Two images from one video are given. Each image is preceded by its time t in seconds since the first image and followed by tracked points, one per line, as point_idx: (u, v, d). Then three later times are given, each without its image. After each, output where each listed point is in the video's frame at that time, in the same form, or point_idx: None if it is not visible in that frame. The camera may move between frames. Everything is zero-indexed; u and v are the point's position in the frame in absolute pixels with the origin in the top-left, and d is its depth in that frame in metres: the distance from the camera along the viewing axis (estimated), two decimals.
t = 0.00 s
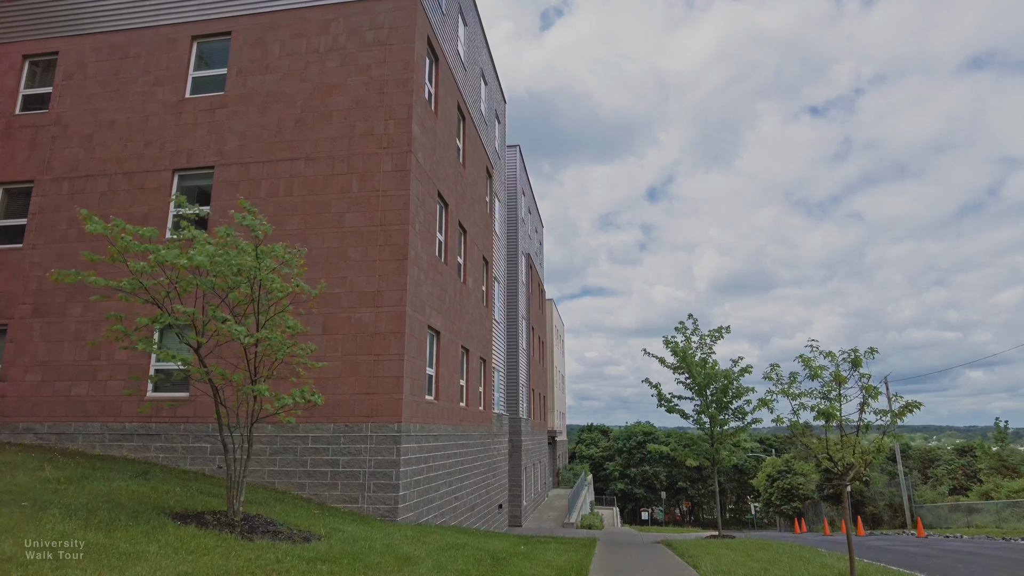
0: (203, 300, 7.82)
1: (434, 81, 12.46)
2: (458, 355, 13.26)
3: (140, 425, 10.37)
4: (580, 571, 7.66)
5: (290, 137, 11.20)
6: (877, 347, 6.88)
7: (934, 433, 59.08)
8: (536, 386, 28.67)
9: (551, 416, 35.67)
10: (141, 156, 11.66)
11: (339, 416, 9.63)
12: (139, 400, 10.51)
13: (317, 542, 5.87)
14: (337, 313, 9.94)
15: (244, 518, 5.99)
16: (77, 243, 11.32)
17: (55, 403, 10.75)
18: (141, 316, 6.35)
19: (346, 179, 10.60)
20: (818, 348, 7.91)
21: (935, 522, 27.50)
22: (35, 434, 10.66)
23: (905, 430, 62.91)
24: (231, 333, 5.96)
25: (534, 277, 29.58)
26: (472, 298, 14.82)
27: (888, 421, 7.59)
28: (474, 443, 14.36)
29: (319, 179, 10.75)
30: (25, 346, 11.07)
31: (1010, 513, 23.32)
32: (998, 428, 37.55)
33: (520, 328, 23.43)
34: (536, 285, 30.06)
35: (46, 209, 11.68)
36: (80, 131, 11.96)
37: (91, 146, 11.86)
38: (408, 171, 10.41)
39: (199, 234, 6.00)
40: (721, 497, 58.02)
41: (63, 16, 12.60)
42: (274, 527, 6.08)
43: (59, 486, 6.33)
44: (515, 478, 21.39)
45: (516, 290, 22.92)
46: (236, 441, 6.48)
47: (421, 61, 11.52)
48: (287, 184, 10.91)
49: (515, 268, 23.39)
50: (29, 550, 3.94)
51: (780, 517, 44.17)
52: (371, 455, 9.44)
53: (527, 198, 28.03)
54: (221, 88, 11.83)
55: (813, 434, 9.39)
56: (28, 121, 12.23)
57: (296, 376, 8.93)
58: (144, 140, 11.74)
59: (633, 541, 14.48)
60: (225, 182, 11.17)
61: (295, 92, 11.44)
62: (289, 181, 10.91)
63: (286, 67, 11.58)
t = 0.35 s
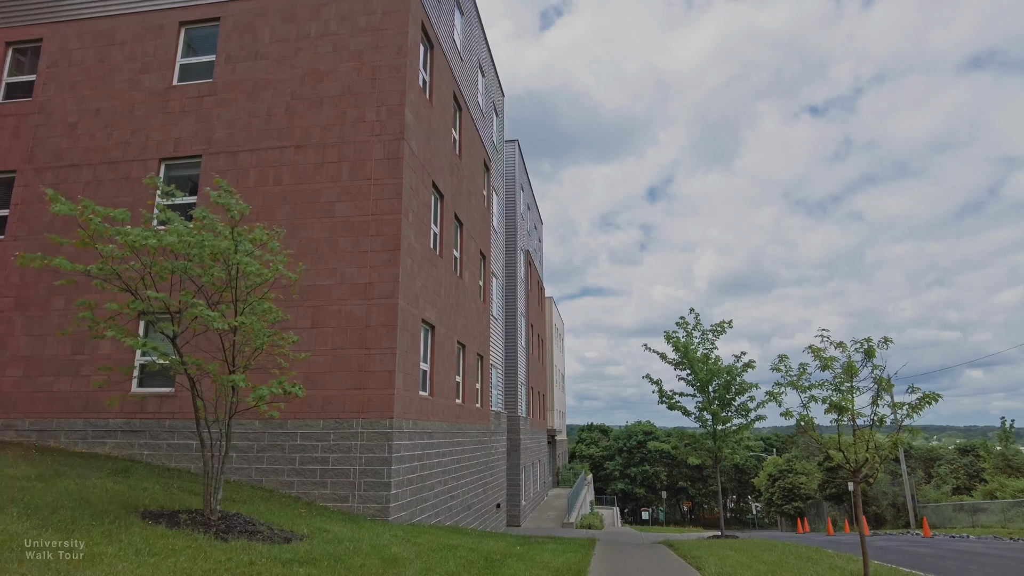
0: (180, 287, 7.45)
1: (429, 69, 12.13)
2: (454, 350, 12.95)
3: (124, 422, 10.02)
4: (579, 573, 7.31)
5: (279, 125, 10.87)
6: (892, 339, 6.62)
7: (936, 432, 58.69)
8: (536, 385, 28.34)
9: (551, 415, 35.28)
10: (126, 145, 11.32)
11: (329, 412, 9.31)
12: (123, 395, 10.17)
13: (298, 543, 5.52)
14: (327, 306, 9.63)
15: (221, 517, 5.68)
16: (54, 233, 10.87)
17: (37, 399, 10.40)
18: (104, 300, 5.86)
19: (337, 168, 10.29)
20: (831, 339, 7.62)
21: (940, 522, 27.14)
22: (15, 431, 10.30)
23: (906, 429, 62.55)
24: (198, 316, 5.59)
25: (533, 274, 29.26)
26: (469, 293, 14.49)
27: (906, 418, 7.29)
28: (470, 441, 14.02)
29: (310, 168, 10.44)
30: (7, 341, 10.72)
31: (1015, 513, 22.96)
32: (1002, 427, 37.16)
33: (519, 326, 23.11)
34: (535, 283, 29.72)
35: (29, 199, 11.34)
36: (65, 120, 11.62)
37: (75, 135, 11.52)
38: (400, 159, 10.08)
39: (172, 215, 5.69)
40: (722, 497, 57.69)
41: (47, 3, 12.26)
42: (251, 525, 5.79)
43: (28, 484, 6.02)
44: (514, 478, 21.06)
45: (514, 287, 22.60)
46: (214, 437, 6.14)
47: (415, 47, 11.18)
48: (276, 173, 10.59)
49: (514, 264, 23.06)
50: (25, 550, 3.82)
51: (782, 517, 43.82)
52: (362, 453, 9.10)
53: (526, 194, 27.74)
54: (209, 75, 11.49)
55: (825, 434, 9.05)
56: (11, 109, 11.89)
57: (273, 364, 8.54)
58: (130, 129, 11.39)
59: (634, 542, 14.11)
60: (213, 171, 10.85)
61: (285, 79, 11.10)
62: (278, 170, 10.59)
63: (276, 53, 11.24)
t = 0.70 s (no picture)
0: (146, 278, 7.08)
1: (419, 58, 11.78)
2: (446, 346, 12.61)
3: (101, 420, 9.66)
4: None
5: (264, 113, 10.51)
6: (900, 330, 6.40)
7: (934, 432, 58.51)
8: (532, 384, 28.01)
9: (547, 414, 34.97)
10: (106, 134, 10.94)
11: (313, 409, 8.99)
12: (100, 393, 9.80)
13: (269, 549, 5.18)
14: (311, 300, 9.32)
15: (187, 521, 5.34)
16: (5, 219, 10.09)
17: (11, 397, 10.03)
18: (62, 289, 5.45)
19: (322, 157, 9.97)
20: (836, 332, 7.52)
21: (940, 522, 26.87)
22: None
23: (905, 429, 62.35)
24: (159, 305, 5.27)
25: (529, 272, 28.93)
26: (462, 288, 14.15)
27: (915, 415, 7.05)
28: (463, 440, 13.67)
29: (294, 157, 10.11)
30: None
31: (1016, 513, 22.70)
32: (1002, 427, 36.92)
33: (514, 324, 22.78)
34: (531, 281, 29.40)
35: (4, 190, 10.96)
36: (43, 109, 11.25)
37: (53, 124, 11.15)
38: (388, 148, 9.75)
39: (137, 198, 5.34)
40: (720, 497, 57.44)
41: None
42: (222, 530, 5.45)
43: None
44: (509, 478, 20.72)
45: (509, 285, 22.29)
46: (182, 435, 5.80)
47: (404, 33, 10.82)
48: (260, 163, 10.24)
49: (509, 260, 22.72)
50: (28, 550, 3.89)
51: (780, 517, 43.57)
52: (347, 452, 8.75)
53: (522, 191, 27.41)
54: (193, 62, 11.11)
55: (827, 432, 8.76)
56: None
57: (247, 357, 8.19)
58: (110, 117, 11.01)
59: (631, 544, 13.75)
60: (195, 161, 10.48)
61: (270, 66, 10.73)
62: (262, 160, 10.24)
63: (261, 39, 10.87)
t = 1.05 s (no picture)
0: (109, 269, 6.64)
1: (408, 47, 11.45)
2: (436, 345, 12.28)
3: (77, 421, 9.29)
4: None
5: (246, 102, 10.15)
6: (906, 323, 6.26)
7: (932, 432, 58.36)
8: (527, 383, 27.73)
9: (544, 415, 34.67)
10: (84, 125, 10.58)
11: (295, 408, 8.65)
12: (75, 392, 9.43)
13: (236, 556, 4.82)
14: (294, 295, 8.99)
15: (149, 526, 4.97)
16: None
17: None
18: (16, 280, 5.05)
19: (306, 148, 9.66)
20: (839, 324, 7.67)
21: (940, 523, 26.61)
22: None
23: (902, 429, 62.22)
24: (110, 294, 4.92)
25: (524, 270, 28.61)
26: (453, 285, 13.82)
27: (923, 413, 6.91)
28: (454, 441, 13.33)
29: (277, 147, 9.79)
30: None
31: (1017, 514, 22.46)
32: (1001, 427, 36.71)
33: (509, 323, 22.45)
34: (527, 280, 29.07)
35: None
36: (19, 99, 10.88)
37: (30, 114, 10.78)
38: (374, 138, 9.43)
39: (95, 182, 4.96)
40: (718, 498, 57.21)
41: None
42: (187, 535, 5.09)
43: None
44: (503, 479, 20.40)
45: (504, 283, 21.97)
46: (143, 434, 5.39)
47: (392, 21, 10.48)
48: (242, 153, 9.90)
49: (503, 258, 22.39)
50: (29, 551, 4.00)
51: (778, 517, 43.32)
52: (330, 453, 8.41)
53: (517, 188, 27.10)
54: (174, 51, 10.74)
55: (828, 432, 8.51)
56: None
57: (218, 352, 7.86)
58: (88, 108, 10.64)
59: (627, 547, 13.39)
60: (175, 152, 10.11)
61: (254, 55, 10.37)
62: (244, 151, 9.90)
63: (244, 27, 10.51)
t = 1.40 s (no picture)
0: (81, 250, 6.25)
1: (401, 31, 11.10)
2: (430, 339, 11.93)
3: (54, 415, 8.93)
4: None
5: (232, 87, 9.79)
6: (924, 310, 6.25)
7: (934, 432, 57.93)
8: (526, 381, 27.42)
9: (543, 413, 34.37)
10: (64, 110, 10.23)
11: (281, 403, 8.30)
12: (53, 385, 9.07)
13: (202, 557, 4.45)
14: (280, 285, 8.66)
15: (109, 525, 4.59)
16: None
17: None
18: None
19: (293, 132, 9.32)
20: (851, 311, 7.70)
21: (945, 523, 26.20)
22: None
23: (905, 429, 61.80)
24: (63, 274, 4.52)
25: (523, 267, 28.25)
26: (448, 279, 13.47)
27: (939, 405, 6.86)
28: (449, 438, 12.98)
29: (264, 133, 9.44)
30: None
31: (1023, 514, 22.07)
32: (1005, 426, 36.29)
33: (507, 319, 22.10)
34: (525, 277, 28.72)
35: None
36: None
37: (9, 100, 10.44)
38: (363, 122, 9.10)
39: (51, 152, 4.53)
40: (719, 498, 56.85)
41: None
42: (149, 535, 4.70)
43: None
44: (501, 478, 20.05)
45: (501, 279, 21.62)
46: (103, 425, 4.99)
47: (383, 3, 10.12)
48: (228, 139, 9.55)
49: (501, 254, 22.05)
50: (30, 551, 3.87)
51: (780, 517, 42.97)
52: (315, 449, 8.06)
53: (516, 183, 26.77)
54: (157, 35, 10.39)
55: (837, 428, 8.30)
56: None
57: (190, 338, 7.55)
58: (70, 93, 10.29)
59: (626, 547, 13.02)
60: (159, 138, 9.75)
61: (240, 38, 10.00)
62: (229, 136, 9.55)
63: (229, 9, 10.15)
